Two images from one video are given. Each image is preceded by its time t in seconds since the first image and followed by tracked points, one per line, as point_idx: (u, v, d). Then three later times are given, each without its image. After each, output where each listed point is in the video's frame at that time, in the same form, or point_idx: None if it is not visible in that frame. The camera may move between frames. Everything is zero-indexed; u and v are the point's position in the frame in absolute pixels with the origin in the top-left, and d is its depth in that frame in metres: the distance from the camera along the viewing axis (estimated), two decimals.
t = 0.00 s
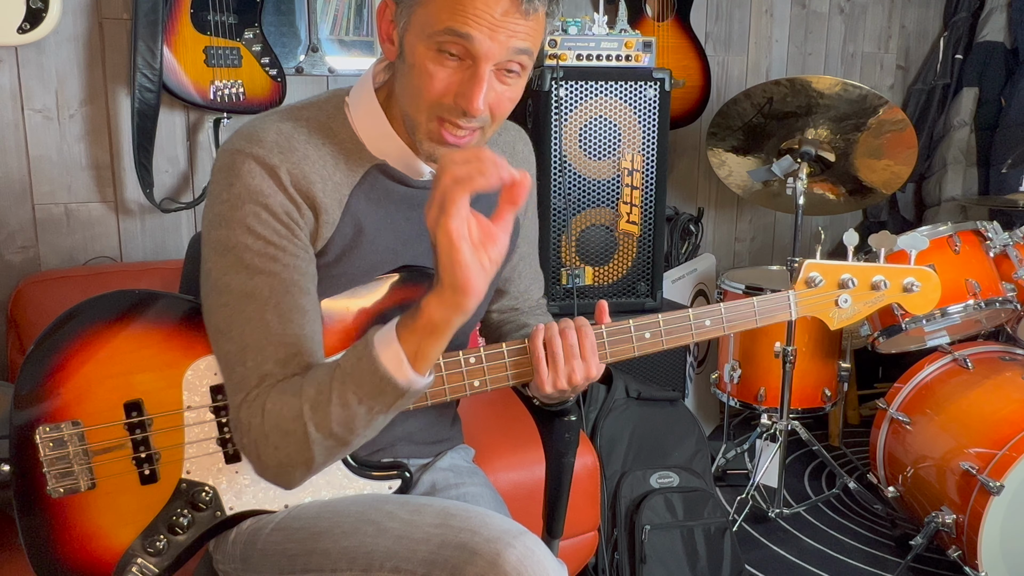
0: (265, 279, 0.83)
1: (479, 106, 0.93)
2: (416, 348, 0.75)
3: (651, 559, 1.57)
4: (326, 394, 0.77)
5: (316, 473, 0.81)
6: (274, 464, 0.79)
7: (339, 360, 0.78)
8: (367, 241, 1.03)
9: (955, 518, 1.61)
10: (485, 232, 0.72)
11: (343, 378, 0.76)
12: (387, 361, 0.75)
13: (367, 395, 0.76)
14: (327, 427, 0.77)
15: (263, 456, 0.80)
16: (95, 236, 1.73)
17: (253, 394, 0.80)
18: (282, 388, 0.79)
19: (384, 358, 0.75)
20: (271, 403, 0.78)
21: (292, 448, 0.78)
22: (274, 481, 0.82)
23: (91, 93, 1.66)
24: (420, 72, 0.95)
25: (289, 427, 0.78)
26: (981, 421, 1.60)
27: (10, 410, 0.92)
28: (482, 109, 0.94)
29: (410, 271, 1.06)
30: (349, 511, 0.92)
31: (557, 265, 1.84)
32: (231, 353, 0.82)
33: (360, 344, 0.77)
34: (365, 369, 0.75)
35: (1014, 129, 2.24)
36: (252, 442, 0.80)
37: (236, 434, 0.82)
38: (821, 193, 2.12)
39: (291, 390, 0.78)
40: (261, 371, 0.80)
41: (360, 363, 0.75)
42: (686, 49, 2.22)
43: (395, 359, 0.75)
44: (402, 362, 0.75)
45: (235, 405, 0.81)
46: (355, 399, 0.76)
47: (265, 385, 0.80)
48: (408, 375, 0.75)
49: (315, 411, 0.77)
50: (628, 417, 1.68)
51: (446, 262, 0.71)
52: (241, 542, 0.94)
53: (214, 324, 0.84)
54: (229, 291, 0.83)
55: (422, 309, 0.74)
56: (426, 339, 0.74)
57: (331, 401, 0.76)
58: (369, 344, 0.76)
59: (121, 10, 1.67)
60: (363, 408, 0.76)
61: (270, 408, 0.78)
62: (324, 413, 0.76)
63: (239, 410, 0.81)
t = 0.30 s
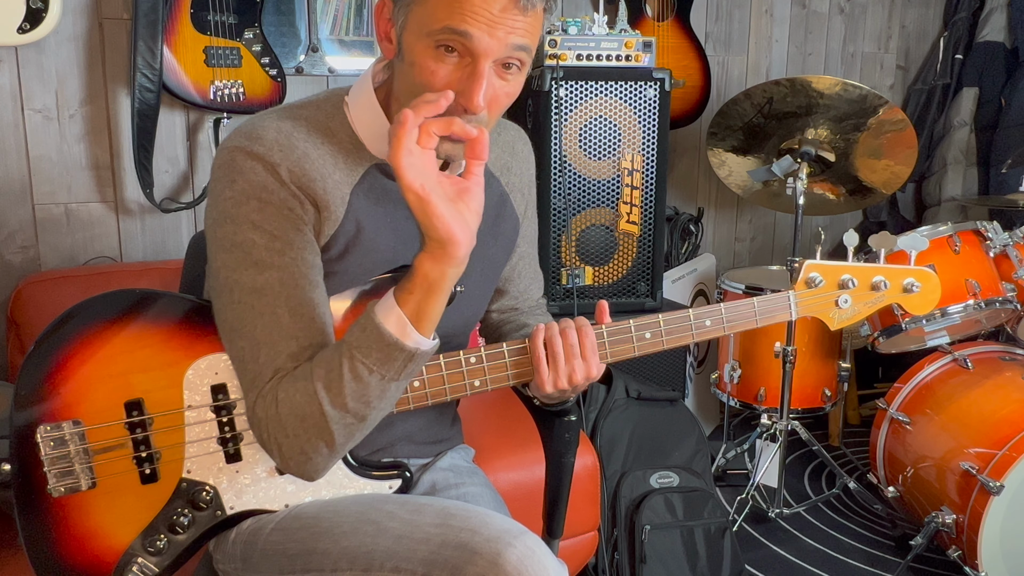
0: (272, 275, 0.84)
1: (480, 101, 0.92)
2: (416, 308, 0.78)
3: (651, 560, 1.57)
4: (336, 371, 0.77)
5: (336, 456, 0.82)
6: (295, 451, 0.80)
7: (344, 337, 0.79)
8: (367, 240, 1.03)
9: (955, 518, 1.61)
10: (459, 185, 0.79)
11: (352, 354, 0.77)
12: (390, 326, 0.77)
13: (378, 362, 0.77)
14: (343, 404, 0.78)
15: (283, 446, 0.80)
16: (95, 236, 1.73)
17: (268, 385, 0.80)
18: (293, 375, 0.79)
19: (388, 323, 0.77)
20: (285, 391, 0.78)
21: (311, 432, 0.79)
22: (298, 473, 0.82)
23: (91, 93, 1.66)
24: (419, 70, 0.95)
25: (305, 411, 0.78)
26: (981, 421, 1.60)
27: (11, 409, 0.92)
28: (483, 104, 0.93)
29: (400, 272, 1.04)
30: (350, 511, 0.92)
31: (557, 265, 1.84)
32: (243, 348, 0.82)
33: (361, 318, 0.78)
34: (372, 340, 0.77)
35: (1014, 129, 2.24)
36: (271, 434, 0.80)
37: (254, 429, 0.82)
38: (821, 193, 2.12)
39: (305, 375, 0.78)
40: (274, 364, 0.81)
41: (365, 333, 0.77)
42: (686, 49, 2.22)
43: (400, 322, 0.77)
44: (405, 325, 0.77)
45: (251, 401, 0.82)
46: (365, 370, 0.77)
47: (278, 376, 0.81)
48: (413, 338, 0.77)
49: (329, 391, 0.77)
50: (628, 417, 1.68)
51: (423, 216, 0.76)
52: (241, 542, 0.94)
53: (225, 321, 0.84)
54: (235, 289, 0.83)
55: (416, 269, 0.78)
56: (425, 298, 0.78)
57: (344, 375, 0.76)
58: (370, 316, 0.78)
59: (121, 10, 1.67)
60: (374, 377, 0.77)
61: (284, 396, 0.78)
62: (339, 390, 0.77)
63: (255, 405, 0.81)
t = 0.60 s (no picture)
0: (272, 271, 0.83)
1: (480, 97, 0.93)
2: (402, 312, 0.74)
3: (651, 560, 1.57)
4: (324, 371, 0.76)
5: (331, 455, 0.81)
6: (288, 447, 0.80)
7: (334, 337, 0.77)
8: (367, 240, 1.03)
9: (955, 518, 1.61)
10: (453, 180, 0.73)
11: (336, 356, 0.75)
12: (376, 330, 0.74)
13: (361, 366, 0.75)
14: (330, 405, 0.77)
15: (278, 440, 0.80)
16: (95, 236, 1.73)
17: (264, 379, 0.81)
18: (286, 370, 0.79)
19: (373, 327, 0.74)
20: (277, 386, 0.79)
21: (302, 429, 0.78)
22: (293, 466, 0.82)
23: (91, 93, 1.66)
24: (419, 68, 0.95)
25: (295, 409, 0.78)
26: (981, 421, 1.60)
27: (10, 411, 0.92)
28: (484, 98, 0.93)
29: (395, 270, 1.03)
30: (350, 511, 0.92)
31: (557, 264, 1.84)
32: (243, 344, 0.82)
33: (350, 319, 0.76)
34: (356, 342, 0.74)
35: (1014, 129, 2.24)
36: (267, 426, 0.80)
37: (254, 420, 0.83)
38: (820, 193, 2.12)
39: (295, 373, 0.78)
40: (272, 355, 0.81)
41: (350, 335, 0.75)
42: (686, 49, 2.22)
43: (384, 328, 0.74)
44: (391, 330, 0.74)
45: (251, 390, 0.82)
46: (351, 372, 0.75)
47: (275, 368, 0.80)
48: (398, 343, 0.74)
49: (316, 390, 0.76)
50: (628, 417, 1.68)
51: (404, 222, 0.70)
52: (241, 542, 0.94)
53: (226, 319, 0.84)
54: (235, 287, 0.83)
55: (401, 275, 0.74)
56: (411, 304, 0.74)
57: (329, 376, 0.75)
58: (357, 317, 0.75)
59: (121, 10, 1.66)
60: (359, 380, 0.75)
61: (276, 391, 0.79)
62: (325, 391, 0.76)
63: (253, 396, 0.82)
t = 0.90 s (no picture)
0: (272, 271, 0.83)
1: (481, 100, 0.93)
2: (403, 326, 0.75)
3: (651, 559, 1.57)
4: (324, 381, 0.76)
5: (328, 461, 0.82)
6: (286, 452, 0.80)
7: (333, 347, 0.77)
8: (367, 241, 1.03)
9: (955, 518, 1.60)
10: (456, 197, 0.74)
11: (336, 366, 0.76)
12: (376, 342, 0.75)
13: (361, 377, 0.75)
14: (329, 414, 0.77)
15: (276, 445, 0.80)
16: (95, 236, 1.73)
17: (261, 385, 0.81)
18: (285, 378, 0.79)
19: (374, 339, 0.74)
20: (275, 394, 0.79)
21: (300, 437, 0.79)
22: (290, 469, 0.82)
23: (92, 93, 1.67)
24: (419, 70, 0.95)
25: (293, 417, 0.78)
26: (981, 421, 1.60)
27: (10, 411, 0.92)
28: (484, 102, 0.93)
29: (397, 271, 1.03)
30: (350, 510, 0.92)
31: (557, 265, 1.84)
32: (241, 340, 0.82)
33: (351, 329, 0.76)
34: (357, 353, 0.75)
35: (1014, 129, 2.24)
36: (264, 432, 0.81)
37: (251, 425, 0.83)
38: (821, 193, 2.12)
39: (293, 383, 0.78)
40: (270, 363, 0.81)
41: (350, 347, 0.75)
42: (686, 49, 2.22)
43: (385, 340, 0.75)
44: (391, 343, 0.75)
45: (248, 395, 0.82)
46: (351, 383, 0.75)
47: (273, 376, 0.81)
48: (398, 355, 0.75)
49: (315, 399, 0.77)
50: (628, 417, 1.68)
51: (407, 237, 0.71)
52: (241, 542, 0.94)
53: (226, 318, 0.84)
54: (235, 287, 0.83)
55: (403, 288, 0.74)
56: (411, 317, 0.74)
57: (329, 387, 0.76)
58: (358, 329, 0.76)
59: (121, 10, 1.67)
60: (358, 391, 0.76)
61: (274, 399, 0.79)
62: (325, 400, 0.76)
63: (250, 401, 0.82)
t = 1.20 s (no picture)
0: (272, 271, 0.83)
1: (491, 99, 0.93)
2: (406, 278, 0.76)
3: (651, 559, 1.57)
4: (328, 348, 0.76)
5: (334, 438, 0.80)
6: (291, 435, 0.78)
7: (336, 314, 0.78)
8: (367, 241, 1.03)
9: (955, 518, 1.61)
10: (448, 155, 0.78)
11: (341, 329, 0.76)
12: (381, 298, 0.75)
13: (368, 336, 0.76)
14: (335, 381, 0.76)
15: (279, 430, 0.79)
16: (95, 237, 1.73)
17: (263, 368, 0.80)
18: (287, 357, 0.78)
19: (378, 295, 0.75)
20: (279, 373, 0.78)
21: (305, 412, 0.77)
22: (294, 457, 0.81)
23: (91, 93, 1.66)
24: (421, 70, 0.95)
25: (298, 392, 0.77)
26: (981, 421, 1.60)
27: (10, 411, 0.92)
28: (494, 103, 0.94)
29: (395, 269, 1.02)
30: (350, 510, 0.92)
31: (557, 265, 1.84)
32: (242, 332, 0.81)
33: (353, 291, 0.77)
34: (362, 313, 0.75)
35: (1014, 129, 2.24)
36: (266, 419, 0.79)
37: (252, 416, 0.81)
38: (821, 193, 2.12)
39: (296, 357, 0.77)
40: (270, 347, 0.80)
41: (354, 306, 0.76)
42: (686, 49, 2.22)
43: (389, 295, 0.76)
44: (395, 297, 0.76)
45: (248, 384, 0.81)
46: (356, 344, 0.76)
47: (273, 358, 0.80)
48: (403, 309, 0.76)
49: (322, 368, 0.76)
50: (628, 417, 1.68)
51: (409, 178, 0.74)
52: (241, 542, 0.94)
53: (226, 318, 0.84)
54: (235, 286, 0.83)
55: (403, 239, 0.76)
56: (414, 267, 0.75)
57: (335, 351, 0.75)
58: (361, 289, 0.76)
59: (121, 10, 1.67)
60: (365, 350, 0.76)
61: (278, 378, 0.78)
62: (331, 366, 0.76)
63: (251, 389, 0.80)
